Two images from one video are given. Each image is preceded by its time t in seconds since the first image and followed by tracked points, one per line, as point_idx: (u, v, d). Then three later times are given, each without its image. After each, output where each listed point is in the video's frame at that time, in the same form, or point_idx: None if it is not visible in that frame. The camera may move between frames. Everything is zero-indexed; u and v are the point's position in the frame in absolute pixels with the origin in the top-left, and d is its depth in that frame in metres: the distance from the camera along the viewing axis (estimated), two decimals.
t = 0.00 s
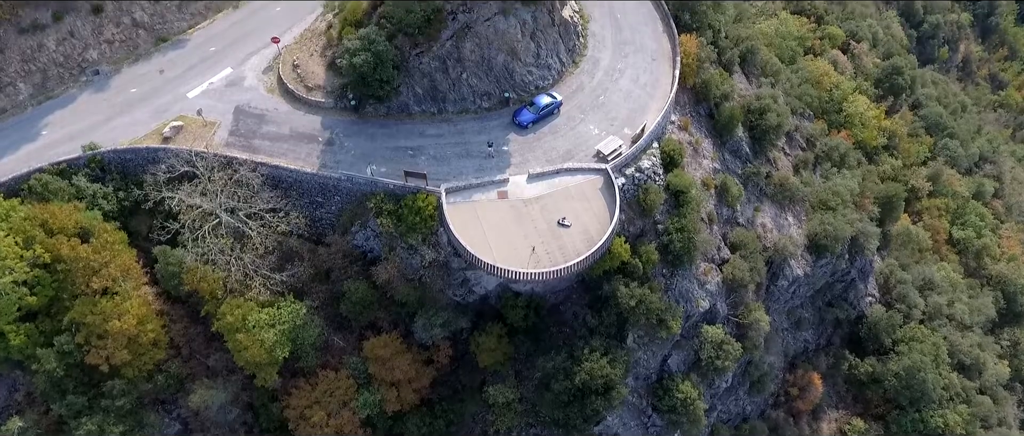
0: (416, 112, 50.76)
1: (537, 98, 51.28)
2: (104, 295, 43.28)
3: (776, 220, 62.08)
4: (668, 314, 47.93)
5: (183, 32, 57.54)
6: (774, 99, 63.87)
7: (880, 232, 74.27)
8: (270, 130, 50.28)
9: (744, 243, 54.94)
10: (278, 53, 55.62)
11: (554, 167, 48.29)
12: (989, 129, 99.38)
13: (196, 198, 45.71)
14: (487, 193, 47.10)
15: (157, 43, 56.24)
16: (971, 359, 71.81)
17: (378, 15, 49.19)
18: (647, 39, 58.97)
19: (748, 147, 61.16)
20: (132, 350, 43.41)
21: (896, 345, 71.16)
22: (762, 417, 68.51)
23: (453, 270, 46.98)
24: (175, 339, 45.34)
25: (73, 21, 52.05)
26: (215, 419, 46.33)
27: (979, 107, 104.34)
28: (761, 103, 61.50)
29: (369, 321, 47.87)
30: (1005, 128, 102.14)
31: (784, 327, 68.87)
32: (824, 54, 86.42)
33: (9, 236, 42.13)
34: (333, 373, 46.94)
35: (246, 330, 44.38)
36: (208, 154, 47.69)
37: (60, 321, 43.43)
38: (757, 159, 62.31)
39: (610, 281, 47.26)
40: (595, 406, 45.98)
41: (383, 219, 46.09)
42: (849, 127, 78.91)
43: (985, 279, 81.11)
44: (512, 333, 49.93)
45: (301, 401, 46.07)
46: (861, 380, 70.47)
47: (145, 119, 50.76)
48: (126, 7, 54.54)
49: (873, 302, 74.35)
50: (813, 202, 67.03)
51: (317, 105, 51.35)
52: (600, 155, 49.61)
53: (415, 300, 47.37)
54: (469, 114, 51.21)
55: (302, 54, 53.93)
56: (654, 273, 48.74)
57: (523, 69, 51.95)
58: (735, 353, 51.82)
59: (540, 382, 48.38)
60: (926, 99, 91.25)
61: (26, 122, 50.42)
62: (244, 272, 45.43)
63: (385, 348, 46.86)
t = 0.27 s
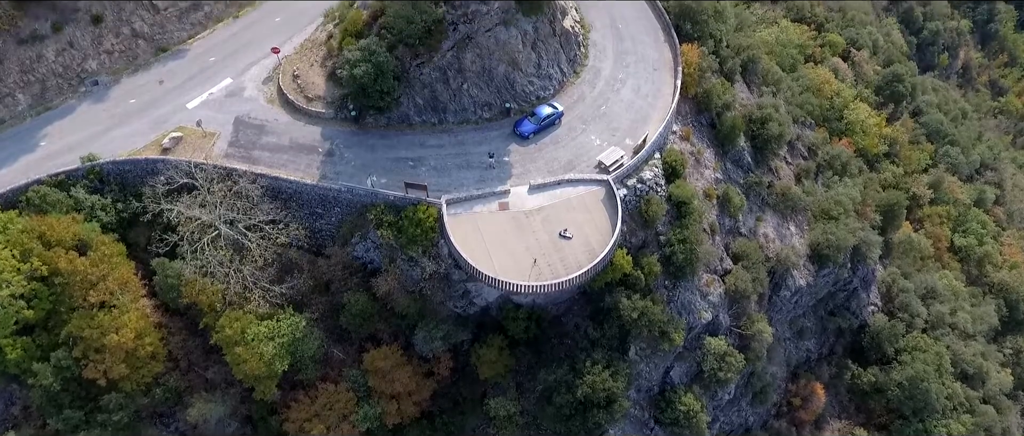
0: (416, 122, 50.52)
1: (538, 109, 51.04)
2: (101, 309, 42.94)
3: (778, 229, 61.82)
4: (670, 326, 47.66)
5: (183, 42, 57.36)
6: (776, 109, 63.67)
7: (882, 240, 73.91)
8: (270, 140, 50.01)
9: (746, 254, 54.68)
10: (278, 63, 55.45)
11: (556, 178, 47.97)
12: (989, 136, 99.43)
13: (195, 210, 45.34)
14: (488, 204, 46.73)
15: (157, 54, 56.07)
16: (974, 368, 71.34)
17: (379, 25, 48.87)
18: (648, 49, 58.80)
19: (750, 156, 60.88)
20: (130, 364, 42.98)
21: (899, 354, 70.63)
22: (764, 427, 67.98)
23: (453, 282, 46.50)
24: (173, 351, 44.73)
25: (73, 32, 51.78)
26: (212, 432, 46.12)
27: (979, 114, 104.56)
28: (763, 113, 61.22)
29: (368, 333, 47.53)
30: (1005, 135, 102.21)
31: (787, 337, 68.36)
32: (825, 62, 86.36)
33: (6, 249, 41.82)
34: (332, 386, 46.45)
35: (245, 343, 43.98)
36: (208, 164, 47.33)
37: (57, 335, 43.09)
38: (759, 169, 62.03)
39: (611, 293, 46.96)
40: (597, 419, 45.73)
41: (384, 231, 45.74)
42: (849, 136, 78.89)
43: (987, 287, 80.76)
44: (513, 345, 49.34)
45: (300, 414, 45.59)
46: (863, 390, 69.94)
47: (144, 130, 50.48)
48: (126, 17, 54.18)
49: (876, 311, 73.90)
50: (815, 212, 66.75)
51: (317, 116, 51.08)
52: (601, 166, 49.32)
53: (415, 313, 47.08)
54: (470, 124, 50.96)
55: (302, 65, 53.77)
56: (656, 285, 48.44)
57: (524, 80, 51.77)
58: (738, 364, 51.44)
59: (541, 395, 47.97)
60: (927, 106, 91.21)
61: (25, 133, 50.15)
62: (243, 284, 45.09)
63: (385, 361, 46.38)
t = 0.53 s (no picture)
0: (417, 133, 50.27)
1: (539, 120, 50.85)
2: (100, 322, 42.61)
3: (780, 240, 61.51)
4: (673, 339, 47.25)
5: (183, 52, 57.14)
6: (777, 119, 63.45)
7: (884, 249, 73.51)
8: (270, 152, 49.72)
9: (748, 265, 54.36)
10: (278, 74, 55.24)
11: (557, 190, 47.68)
12: (989, 143, 99.37)
13: (194, 222, 44.94)
14: (489, 216, 46.40)
15: (157, 64, 55.85)
16: (978, 379, 70.67)
17: (380, 36, 48.91)
18: (650, 59, 58.61)
19: (752, 166, 60.61)
20: (128, 378, 42.52)
21: (902, 364, 70.22)
22: None
23: (454, 295, 46.05)
24: (171, 365, 44.29)
25: (73, 43, 51.88)
26: None
27: (979, 121, 104.63)
28: (765, 123, 60.75)
29: (369, 346, 47.03)
30: (1006, 143, 102.20)
31: (789, 347, 67.82)
32: (826, 70, 86.30)
33: (4, 262, 41.54)
34: (332, 399, 45.50)
35: (243, 357, 43.54)
36: (207, 176, 47.00)
37: (54, 349, 42.70)
38: (761, 179, 61.78)
39: (613, 306, 46.71)
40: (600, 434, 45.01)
41: (384, 243, 45.39)
42: (851, 144, 78.64)
43: (990, 296, 80.37)
44: (515, 358, 48.91)
45: (299, 428, 44.67)
46: (867, 400, 69.34)
47: (144, 141, 50.20)
48: (126, 28, 54.30)
49: (878, 321, 73.50)
50: (817, 222, 66.41)
51: (317, 127, 50.82)
52: (603, 177, 49.07)
53: (416, 325, 46.58)
54: (471, 135, 50.72)
55: (302, 75, 53.60)
56: (659, 297, 48.14)
57: (525, 90, 51.57)
58: (741, 377, 50.91)
59: (543, 409, 47.35)
60: (927, 114, 91.23)
61: (23, 144, 49.84)
62: (242, 298, 44.70)
63: (386, 373, 45.71)
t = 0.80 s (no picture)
0: (417, 145, 49.99)
1: (540, 131, 50.58)
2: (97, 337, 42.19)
3: (783, 251, 61.17)
4: (676, 352, 46.72)
5: (183, 63, 56.95)
6: (779, 130, 63.19)
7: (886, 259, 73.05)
8: (270, 164, 49.43)
9: (751, 277, 54.04)
10: (278, 85, 55.03)
11: (559, 202, 47.37)
12: (990, 151, 99.29)
13: (192, 235, 44.54)
14: (490, 228, 46.06)
15: (157, 75, 55.68)
16: (982, 389, 70.30)
17: (380, 47, 48.83)
18: (651, 69, 58.42)
19: (754, 177, 60.32)
20: (125, 393, 42.07)
21: (905, 374, 69.57)
22: None
23: (455, 308, 45.65)
24: (169, 379, 43.86)
25: (72, 54, 51.44)
26: None
27: (979, 129, 104.63)
28: (767, 133, 60.41)
29: (369, 359, 46.46)
30: (1006, 151, 102.18)
31: (792, 358, 67.13)
32: (826, 79, 86.34)
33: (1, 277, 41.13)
34: (332, 413, 45.07)
35: (242, 372, 43.11)
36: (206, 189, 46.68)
37: (51, 364, 42.24)
38: (763, 190, 61.53)
39: (615, 319, 46.33)
40: None
41: (384, 256, 45.00)
42: (851, 154, 78.57)
43: (992, 305, 80.13)
44: (516, 371, 48.32)
45: None
46: (870, 411, 68.65)
47: (143, 153, 49.92)
48: (126, 39, 53.78)
49: (881, 331, 73.00)
50: (820, 232, 66.07)
51: (317, 138, 50.55)
52: (605, 189, 48.72)
53: (416, 339, 46.03)
54: (472, 147, 50.45)
55: (302, 87, 53.42)
56: (661, 310, 47.72)
57: (526, 102, 51.33)
58: (745, 390, 50.50)
59: (544, 424, 46.78)
60: (928, 122, 91.16)
61: (22, 156, 49.57)
62: (241, 311, 44.26)
63: (386, 387, 45.23)
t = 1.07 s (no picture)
0: (418, 158, 49.74)
1: (542, 144, 50.32)
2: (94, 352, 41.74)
3: (786, 263, 60.84)
4: (679, 367, 46.22)
5: (183, 75, 56.84)
6: (781, 141, 62.97)
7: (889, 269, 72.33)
8: (270, 177, 49.15)
9: (754, 290, 53.67)
10: (279, 97, 54.86)
11: (560, 216, 47.06)
12: (991, 161, 99.18)
13: (191, 249, 44.20)
14: (491, 242, 45.69)
15: (157, 87, 55.50)
16: (987, 401, 69.61)
17: (381, 60, 48.38)
18: (652, 81, 58.29)
19: (756, 189, 60.01)
20: (122, 409, 41.53)
21: (909, 387, 68.77)
22: None
23: (456, 323, 45.20)
24: (167, 394, 43.44)
25: (72, 66, 51.22)
26: None
27: (980, 138, 104.60)
28: (769, 146, 60.17)
29: (369, 373, 45.88)
30: (1007, 160, 102.08)
31: (795, 371, 66.20)
32: (827, 89, 86.45)
33: None
34: (331, 429, 44.38)
35: (241, 387, 42.45)
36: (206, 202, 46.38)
37: (47, 380, 41.82)
38: (765, 202, 61.26)
39: (618, 335, 45.81)
40: None
41: (385, 270, 44.61)
42: (853, 164, 78.41)
43: (995, 316, 79.71)
44: (517, 386, 47.43)
45: None
46: (874, 424, 67.80)
47: (142, 166, 49.69)
48: (126, 51, 53.64)
49: (885, 343, 72.31)
50: (822, 244, 65.69)
51: (318, 151, 50.32)
52: (607, 203, 48.43)
53: (417, 354, 45.64)
54: (473, 160, 50.19)
55: (303, 99, 53.23)
56: (664, 324, 47.38)
57: (527, 114, 51.14)
58: (748, 404, 49.92)
59: None
60: (930, 131, 91.11)
61: (20, 169, 49.32)
62: (239, 326, 43.83)
63: (386, 403, 44.37)
